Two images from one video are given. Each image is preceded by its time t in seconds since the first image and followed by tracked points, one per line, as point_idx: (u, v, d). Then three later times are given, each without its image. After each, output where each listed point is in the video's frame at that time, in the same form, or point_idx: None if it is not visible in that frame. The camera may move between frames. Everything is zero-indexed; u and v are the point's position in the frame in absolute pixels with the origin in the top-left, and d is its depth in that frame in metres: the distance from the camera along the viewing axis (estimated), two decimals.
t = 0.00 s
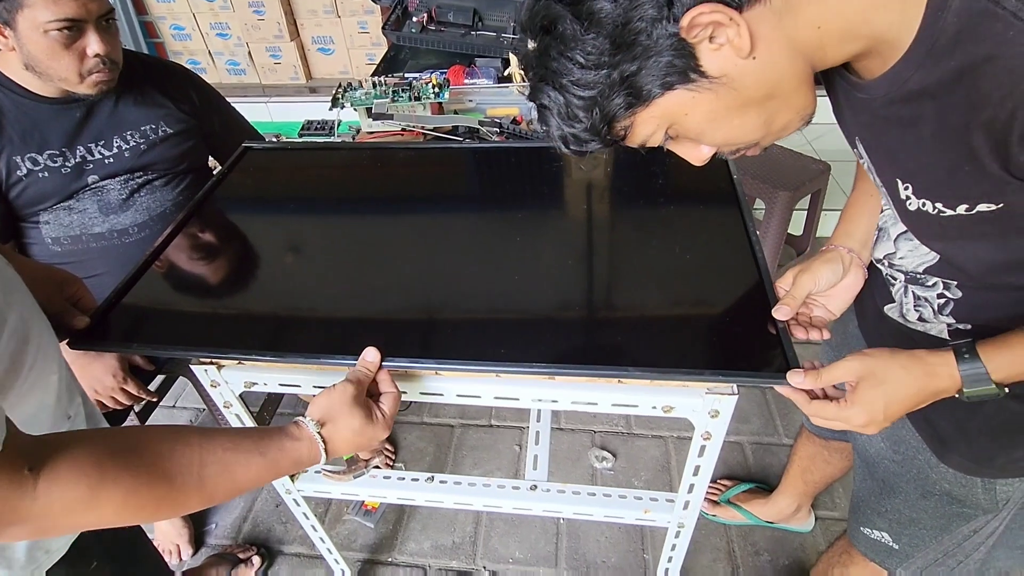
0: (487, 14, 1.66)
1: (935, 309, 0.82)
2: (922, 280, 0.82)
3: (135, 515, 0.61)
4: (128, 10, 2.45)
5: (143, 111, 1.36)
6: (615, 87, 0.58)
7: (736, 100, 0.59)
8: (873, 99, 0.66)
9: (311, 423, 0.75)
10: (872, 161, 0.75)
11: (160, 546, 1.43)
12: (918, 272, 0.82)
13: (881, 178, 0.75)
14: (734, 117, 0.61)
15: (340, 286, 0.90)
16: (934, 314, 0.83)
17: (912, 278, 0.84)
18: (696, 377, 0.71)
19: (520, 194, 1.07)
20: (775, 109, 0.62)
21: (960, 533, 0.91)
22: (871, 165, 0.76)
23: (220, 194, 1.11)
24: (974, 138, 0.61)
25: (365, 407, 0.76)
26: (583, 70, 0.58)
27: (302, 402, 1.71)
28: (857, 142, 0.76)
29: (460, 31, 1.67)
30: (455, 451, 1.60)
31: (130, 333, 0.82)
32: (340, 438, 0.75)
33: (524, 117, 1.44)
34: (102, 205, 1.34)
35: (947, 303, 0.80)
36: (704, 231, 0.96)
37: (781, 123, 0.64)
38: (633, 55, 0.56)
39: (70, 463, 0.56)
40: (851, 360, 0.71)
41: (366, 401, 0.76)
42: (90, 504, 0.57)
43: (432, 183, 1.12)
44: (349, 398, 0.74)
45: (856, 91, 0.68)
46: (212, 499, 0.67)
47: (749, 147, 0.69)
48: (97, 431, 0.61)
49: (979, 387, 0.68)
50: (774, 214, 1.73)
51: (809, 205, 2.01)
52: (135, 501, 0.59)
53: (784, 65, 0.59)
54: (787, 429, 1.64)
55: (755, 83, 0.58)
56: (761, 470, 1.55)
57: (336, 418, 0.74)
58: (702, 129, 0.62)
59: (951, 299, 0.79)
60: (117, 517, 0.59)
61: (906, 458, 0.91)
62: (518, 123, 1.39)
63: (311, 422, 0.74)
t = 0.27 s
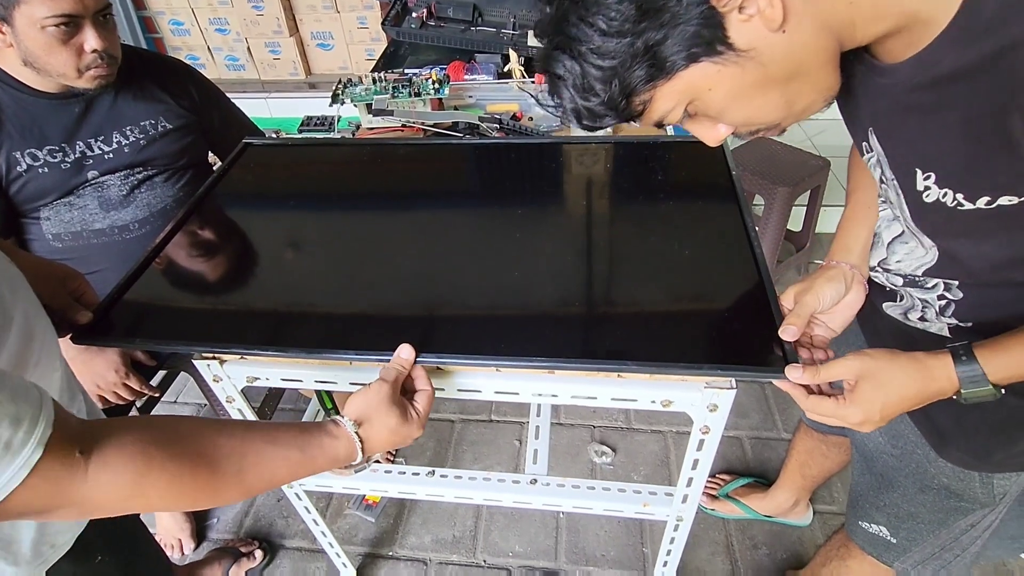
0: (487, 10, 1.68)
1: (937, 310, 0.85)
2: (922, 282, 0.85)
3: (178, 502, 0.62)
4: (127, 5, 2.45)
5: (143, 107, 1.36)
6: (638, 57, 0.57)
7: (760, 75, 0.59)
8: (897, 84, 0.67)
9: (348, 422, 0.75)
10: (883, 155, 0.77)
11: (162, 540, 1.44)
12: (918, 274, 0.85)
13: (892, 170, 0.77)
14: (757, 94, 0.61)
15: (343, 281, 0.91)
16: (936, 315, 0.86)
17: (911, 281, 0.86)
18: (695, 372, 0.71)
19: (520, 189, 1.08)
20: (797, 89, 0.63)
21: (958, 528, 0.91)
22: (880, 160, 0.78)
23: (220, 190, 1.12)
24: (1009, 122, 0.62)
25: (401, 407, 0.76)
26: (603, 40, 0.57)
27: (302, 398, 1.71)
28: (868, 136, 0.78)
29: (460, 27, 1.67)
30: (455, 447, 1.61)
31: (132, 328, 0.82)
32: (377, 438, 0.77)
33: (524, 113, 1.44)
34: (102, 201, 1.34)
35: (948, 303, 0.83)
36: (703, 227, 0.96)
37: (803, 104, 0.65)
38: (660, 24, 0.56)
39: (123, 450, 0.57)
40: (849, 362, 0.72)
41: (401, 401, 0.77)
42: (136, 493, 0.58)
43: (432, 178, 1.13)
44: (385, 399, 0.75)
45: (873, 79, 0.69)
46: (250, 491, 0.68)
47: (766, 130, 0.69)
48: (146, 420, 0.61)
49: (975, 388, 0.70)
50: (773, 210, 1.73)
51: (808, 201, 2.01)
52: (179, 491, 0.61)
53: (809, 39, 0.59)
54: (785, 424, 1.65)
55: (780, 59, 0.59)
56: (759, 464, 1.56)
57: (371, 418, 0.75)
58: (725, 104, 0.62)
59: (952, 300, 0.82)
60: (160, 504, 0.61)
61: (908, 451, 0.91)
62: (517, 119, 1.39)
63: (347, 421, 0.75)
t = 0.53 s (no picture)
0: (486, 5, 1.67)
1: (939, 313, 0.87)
2: (924, 286, 0.88)
3: (209, 501, 0.64)
4: None
5: (140, 103, 1.35)
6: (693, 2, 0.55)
7: (815, 36, 0.57)
8: (943, 59, 0.71)
9: (378, 423, 0.75)
10: (909, 137, 0.80)
11: (162, 536, 1.44)
12: (921, 276, 0.88)
13: (915, 154, 0.80)
14: (807, 56, 0.59)
15: (344, 277, 0.91)
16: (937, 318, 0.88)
17: (914, 285, 0.89)
18: (695, 368, 0.72)
19: (520, 185, 1.08)
20: (845, 52, 0.60)
21: (956, 529, 0.92)
22: (904, 142, 0.81)
23: (219, 186, 1.12)
24: None
25: (430, 406, 0.77)
26: None
27: (301, 393, 1.72)
28: (897, 115, 0.81)
29: (458, 22, 1.67)
30: (454, 442, 1.61)
31: (133, 324, 0.82)
32: (407, 438, 0.77)
33: (523, 109, 1.43)
34: (100, 197, 1.34)
35: (949, 308, 0.85)
36: (703, 223, 0.96)
37: (849, 68, 0.63)
38: None
39: (158, 448, 0.59)
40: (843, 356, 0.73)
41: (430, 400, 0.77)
42: (168, 487, 0.60)
43: (432, 174, 1.13)
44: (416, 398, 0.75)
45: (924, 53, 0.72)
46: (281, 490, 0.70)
47: (807, 96, 0.67)
48: (186, 417, 0.64)
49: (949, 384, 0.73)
50: (772, 205, 1.73)
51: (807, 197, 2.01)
52: (211, 489, 0.63)
53: None
54: (783, 419, 1.66)
55: (838, 16, 0.56)
56: (757, 459, 1.57)
57: (403, 417, 0.76)
58: (774, 64, 0.59)
59: (953, 304, 0.84)
60: (193, 501, 0.63)
61: (908, 450, 0.92)
62: (517, 115, 1.39)
63: (377, 422, 0.75)
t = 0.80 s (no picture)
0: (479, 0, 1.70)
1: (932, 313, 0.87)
2: (917, 286, 0.88)
3: (225, 501, 0.63)
4: None
5: (129, 99, 1.34)
6: None
7: (869, 2, 0.54)
8: (980, 44, 0.68)
9: (397, 420, 0.75)
10: (926, 127, 0.78)
11: (156, 535, 1.44)
12: (916, 276, 0.88)
13: (928, 143, 0.79)
14: (856, 23, 0.56)
15: (336, 275, 0.90)
16: (929, 318, 0.88)
17: (908, 284, 0.89)
18: (690, 364, 0.72)
19: (514, 181, 1.07)
20: (891, 23, 0.58)
21: (946, 531, 0.92)
22: (919, 132, 0.80)
23: (210, 182, 1.10)
24: None
25: (446, 399, 0.77)
26: None
27: (295, 391, 1.71)
28: (918, 103, 0.79)
29: (451, 16, 1.67)
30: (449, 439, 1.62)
31: (123, 323, 0.81)
32: (425, 432, 0.77)
33: (516, 104, 1.42)
34: (89, 195, 1.33)
35: (942, 309, 0.85)
36: (697, 218, 0.96)
37: (889, 43, 0.60)
38: None
39: (177, 450, 0.58)
40: (834, 358, 0.74)
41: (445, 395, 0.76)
42: (190, 489, 0.59)
43: (426, 170, 1.12)
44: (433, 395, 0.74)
45: (959, 38, 0.70)
46: (297, 491, 0.68)
47: (841, 70, 0.64)
48: (207, 418, 0.63)
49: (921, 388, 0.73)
50: (766, 200, 1.73)
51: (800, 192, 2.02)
52: (231, 490, 0.62)
53: None
54: (777, 414, 1.66)
55: None
56: (751, 454, 1.57)
57: (420, 413, 0.75)
58: (820, 30, 0.56)
59: (945, 305, 0.84)
60: (209, 502, 0.61)
61: (898, 449, 0.93)
62: (510, 110, 1.38)
63: (395, 419, 0.75)
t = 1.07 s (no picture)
0: None
1: (917, 313, 0.87)
2: (904, 285, 0.88)
3: (244, 498, 0.65)
4: None
5: (109, 97, 1.31)
6: None
7: None
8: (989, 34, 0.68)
9: (414, 416, 0.74)
10: (925, 123, 0.78)
11: (143, 539, 1.42)
12: (903, 275, 0.88)
13: (926, 141, 0.78)
14: (873, 8, 0.56)
15: (321, 273, 0.89)
16: (915, 317, 0.88)
17: (895, 283, 0.90)
18: (676, 360, 0.72)
19: (501, 178, 1.07)
20: (904, 8, 0.58)
21: (930, 529, 0.92)
22: (917, 129, 0.79)
23: (192, 182, 1.09)
24: None
25: (468, 399, 0.75)
26: None
27: (283, 391, 1.70)
28: (918, 98, 0.78)
29: (436, 13, 1.66)
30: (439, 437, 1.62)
31: (103, 325, 0.80)
32: (445, 431, 0.75)
33: (502, 101, 1.42)
34: (67, 195, 1.32)
35: (928, 309, 0.85)
36: (683, 214, 0.96)
37: (898, 31, 0.60)
38: None
39: (193, 448, 0.60)
40: (817, 357, 0.74)
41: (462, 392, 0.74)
42: (207, 485, 0.61)
43: (412, 167, 1.11)
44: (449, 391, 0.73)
45: (973, 30, 0.69)
46: (317, 488, 0.70)
47: (846, 58, 0.64)
48: (228, 417, 0.65)
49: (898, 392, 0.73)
50: (753, 196, 1.74)
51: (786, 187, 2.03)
52: (248, 485, 0.63)
53: None
54: (765, 408, 1.67)
55: None
56: (739, 448, 1.58)
57: (438, 410, 0.73)
58: (836, 11, 0.55)
59: (932, 304, 0.84)
60: (229, 497, 0.63)
61: (886, 445, 0.93)
62: (496, 107, 1.37)
63: (414, 415, 0.74)
